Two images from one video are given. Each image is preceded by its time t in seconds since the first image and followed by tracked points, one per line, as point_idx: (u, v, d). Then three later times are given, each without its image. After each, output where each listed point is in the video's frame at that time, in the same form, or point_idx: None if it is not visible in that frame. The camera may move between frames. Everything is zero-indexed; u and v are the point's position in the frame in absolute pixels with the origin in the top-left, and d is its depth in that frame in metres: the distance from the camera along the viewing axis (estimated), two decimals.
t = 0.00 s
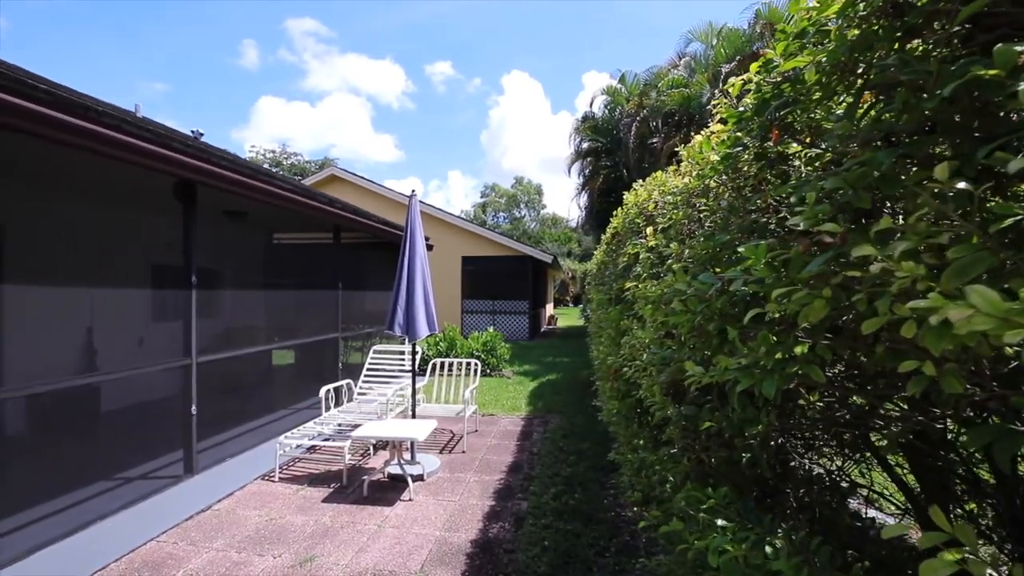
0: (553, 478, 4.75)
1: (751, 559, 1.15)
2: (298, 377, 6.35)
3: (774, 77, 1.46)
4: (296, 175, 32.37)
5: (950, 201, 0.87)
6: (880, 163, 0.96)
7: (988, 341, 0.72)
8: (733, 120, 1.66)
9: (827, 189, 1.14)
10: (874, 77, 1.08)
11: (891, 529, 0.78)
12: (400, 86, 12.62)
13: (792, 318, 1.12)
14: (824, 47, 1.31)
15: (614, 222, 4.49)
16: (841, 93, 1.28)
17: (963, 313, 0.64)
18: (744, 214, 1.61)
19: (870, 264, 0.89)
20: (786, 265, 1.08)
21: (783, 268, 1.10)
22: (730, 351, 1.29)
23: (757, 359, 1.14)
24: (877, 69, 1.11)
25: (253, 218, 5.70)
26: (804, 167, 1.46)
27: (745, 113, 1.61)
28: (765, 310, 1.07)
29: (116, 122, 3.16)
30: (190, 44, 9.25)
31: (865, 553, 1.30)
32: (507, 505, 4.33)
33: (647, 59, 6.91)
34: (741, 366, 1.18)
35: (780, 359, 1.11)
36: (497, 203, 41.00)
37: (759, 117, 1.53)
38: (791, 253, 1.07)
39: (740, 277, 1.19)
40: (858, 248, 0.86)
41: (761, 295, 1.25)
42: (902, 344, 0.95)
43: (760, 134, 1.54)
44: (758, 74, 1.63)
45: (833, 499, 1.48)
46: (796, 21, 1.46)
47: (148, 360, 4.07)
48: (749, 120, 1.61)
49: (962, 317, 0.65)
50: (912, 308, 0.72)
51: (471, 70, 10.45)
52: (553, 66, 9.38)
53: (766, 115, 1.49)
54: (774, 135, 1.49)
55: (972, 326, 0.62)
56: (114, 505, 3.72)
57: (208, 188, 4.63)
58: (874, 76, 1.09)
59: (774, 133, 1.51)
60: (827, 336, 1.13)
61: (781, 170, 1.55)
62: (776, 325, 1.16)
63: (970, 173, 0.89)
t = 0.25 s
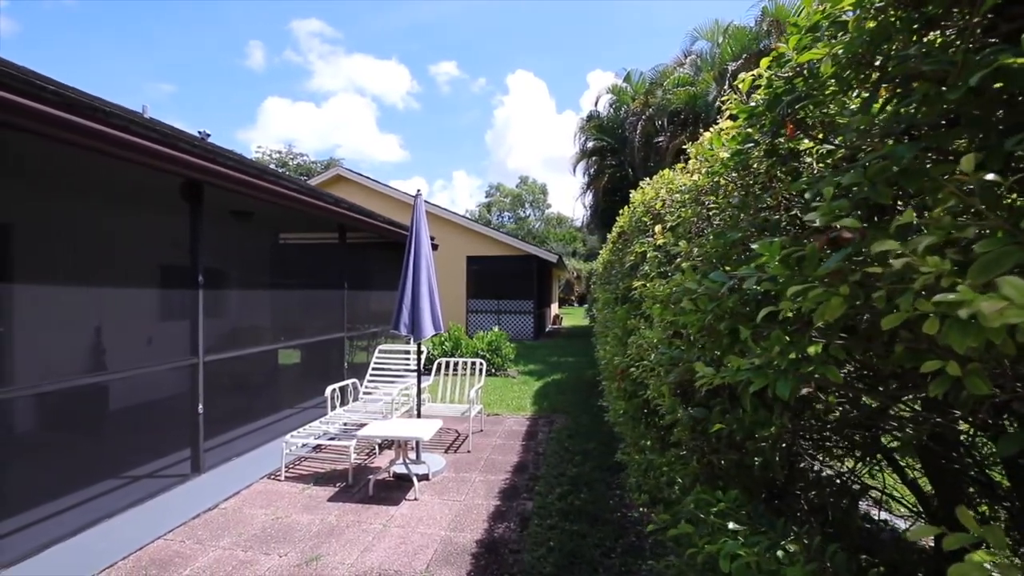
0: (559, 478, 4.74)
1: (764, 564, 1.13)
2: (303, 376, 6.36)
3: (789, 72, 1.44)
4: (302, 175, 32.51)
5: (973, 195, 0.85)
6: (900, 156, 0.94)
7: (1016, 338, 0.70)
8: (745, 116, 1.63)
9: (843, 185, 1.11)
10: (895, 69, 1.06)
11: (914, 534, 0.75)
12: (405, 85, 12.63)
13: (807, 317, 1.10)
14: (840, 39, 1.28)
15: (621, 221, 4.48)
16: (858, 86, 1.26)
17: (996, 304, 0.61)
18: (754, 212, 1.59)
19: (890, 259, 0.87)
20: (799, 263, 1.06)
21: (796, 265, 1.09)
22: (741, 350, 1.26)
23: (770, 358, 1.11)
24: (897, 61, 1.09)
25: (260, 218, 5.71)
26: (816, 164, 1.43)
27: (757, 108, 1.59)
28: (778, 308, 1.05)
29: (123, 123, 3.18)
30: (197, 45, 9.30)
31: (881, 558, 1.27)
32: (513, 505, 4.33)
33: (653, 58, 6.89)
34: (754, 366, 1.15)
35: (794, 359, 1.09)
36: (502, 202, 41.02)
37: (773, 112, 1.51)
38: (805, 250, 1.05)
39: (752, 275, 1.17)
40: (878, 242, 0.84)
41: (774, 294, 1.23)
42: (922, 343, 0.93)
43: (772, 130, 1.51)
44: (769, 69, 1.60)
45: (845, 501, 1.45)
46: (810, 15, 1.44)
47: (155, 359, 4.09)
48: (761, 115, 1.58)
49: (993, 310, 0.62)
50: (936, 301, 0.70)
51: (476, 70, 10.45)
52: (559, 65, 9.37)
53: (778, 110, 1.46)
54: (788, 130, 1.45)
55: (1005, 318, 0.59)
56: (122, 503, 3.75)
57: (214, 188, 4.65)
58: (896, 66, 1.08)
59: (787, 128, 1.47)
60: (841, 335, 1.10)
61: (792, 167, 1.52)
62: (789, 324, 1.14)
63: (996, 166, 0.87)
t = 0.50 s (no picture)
0: (564, 478, 4.73)
1: (777, 568, 1.11)
2: (309, 376, 6.38)
3: (803, 66, 1.43)
4: (307, 175, 32.62)
5: (999, 190, 0.83)
6: (922, 151, 0.92)
7: None
8: (756, 112, 1.61)
9: (858, 182, 1.09)
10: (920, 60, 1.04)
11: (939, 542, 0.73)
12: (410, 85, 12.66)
13: (821, 317, 1.07)
14: (858, 31, 1.26)
15: (627, 220, 4.46)
16: (876, 80, 1.23)
17: None
18: (765, 209, 1.56)
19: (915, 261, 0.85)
20: (813, 261, 1.04)
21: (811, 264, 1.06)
22: (753, 350, 1.24)
23: (785, 359, 1.08)
24: (917, 53, 1.07)
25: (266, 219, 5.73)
26: (830, 161, 1.40)
27: (769, 104, 1.56)
28: (791, 308, 1.02)
29: (131, 124, 3.20)
30: (204, 46, 9.33)
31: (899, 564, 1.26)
32: (518, 505, 4.33)
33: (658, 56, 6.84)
34: (766, 366, 1.11)
35: (809, 360, 1.06)
36: (507, 202, 41.00)
37: (784, 108, 1.49)
38: (821, 248, 1.02)
39: (765, 274, 1.15)
40: (900, 240, 0.82)
41: (786, 294, 1.20)
42: (943, 344, 0.91)
43: (784, 126, 1.48)
44: (780, 65, 1.58)
45: (854, 503, 1.47)
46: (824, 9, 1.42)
47: (162, 359, 4.11)
48: (772, 111, 1.56)
49: None
50: (964, 302, 0.69)
51: (481, 70, 10.44)
52: (564, 65, 9.35)
53: (791, 106, 1.43)
54: (802, 125, 1.41)
55: None
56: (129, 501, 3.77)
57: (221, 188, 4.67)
58: (919, 59, 1.06)
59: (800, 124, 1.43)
60: (857, 336, 1.08)
61: (803, 165, 1.50)
62: (802, 324, 1.12)
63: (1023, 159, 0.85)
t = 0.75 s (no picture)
0: (569, 479, 4.72)
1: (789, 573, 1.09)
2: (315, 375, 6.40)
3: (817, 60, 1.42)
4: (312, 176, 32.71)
5: None
6: (945, 146, 0.90)
7: None
8: (769, 107, 1.57)
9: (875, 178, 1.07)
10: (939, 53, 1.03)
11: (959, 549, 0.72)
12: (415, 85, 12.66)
13: (836, 318, 1.06)
14: (874, 23, 1.22)
15: (633, 219, 4.44)
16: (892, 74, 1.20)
17: None
18: (775, 208, 1.55)
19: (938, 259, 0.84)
20: (828, 260, 1.02)
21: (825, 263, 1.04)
22: (765, 351, 1.23)
23: (800, 361, 1.05)
24: (937, 45, 1.04)
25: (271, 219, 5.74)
26: (841, 159, 1.42)
27: (780, 100, 1.52)
28: (806, 308, 1.00)
29: (138, 124, 3.20)
30: (210, 48, 9.36)
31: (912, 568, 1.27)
32: (523, 506, 4.32)
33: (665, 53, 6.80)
34: (780, 369, 1.10)
35: (823, 363, 1.03)
36: (511, 202, 40.95)
37: (796, 103, 1.46)
38: (836, 247, 1.01)
39: (778, 273, 1.13)
40: (923, 238, 0.81)
41: (799, 294, 1.19)
42: (965, 345, 0.90)
43: (797, 122, 1.46)
44: (792, 59, 1.57)
45: (864, 505, 1.50)
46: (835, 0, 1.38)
47: (169, 358, 4.13)
48: (785, 107, 1.52)
49: None
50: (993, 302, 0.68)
51: (486, 70, 10.42)
52: (569, 65, 9.31)
53: (804, 102, 1.41)
54: (816, 121, 1.42)
55: None
56: (136, 500, 3.79)
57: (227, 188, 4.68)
58: (938, 51, 1.04)
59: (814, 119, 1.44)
60: (872, 336, 1.07)
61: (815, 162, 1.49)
62: (816, 325, 1.10)
63: None
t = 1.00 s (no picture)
0: (574, 480, 4.70)
1: None
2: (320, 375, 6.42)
3: (828, 55, 1.39)
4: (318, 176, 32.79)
5: None
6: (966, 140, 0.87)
7: None
8: (779, 104, 1.53)
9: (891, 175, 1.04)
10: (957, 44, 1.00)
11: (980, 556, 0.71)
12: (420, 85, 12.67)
13: (851, 318, 1.04)
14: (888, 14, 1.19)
15: (639, 219, 4.43)
16: (908, 69, 1.17)
17: None
18: (786, 207, 1.53)
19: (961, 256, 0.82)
20: (843, 259, 1.01)
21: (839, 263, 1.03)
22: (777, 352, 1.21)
23: (813, 362, 1.03)
24: (956, 37, 1.01)
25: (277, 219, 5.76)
26: (853, 155, 1.43)
27: (791, 94, 1.50)
28: (820, 308, 0.98)
29: (145, 124, 3.21)
30: (217, 49, 9.40)
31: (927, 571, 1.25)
32: (528, 507, 4.31)
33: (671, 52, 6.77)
34: (793, 370, 1.08)
35: (837, 364, 1.01)
36: (516, 202, 40.93)
37: (807, 99, 1.43)
38: (851, 245, 0.99)
39: (791, 273, 1.12)
40: (946, 234, 0.79)
41: (811, 294, 1.18)
42: (985, 346, 0.88)
43: (809, 119, 1.44)
44: (802, 55, 1.53)
45: (876, 508, 1.48)
46: None
47: (175, 358, 4.14)
48: (797, 103, 1.48)
49: None
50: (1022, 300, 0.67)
51: (491, 70, 10.41)
52: (575, 64, 9.28)
53: (815, 98, 1.39)
54: (830, 116, 1.38)
55: None
56: (142, 499, 3.80)
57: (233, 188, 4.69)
58: (957, 42, 1.01)
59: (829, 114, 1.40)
60: (886, 337, 1.05)
61: (826, 159, 1.48)
62: (829, 326, 1.09)
63: None
